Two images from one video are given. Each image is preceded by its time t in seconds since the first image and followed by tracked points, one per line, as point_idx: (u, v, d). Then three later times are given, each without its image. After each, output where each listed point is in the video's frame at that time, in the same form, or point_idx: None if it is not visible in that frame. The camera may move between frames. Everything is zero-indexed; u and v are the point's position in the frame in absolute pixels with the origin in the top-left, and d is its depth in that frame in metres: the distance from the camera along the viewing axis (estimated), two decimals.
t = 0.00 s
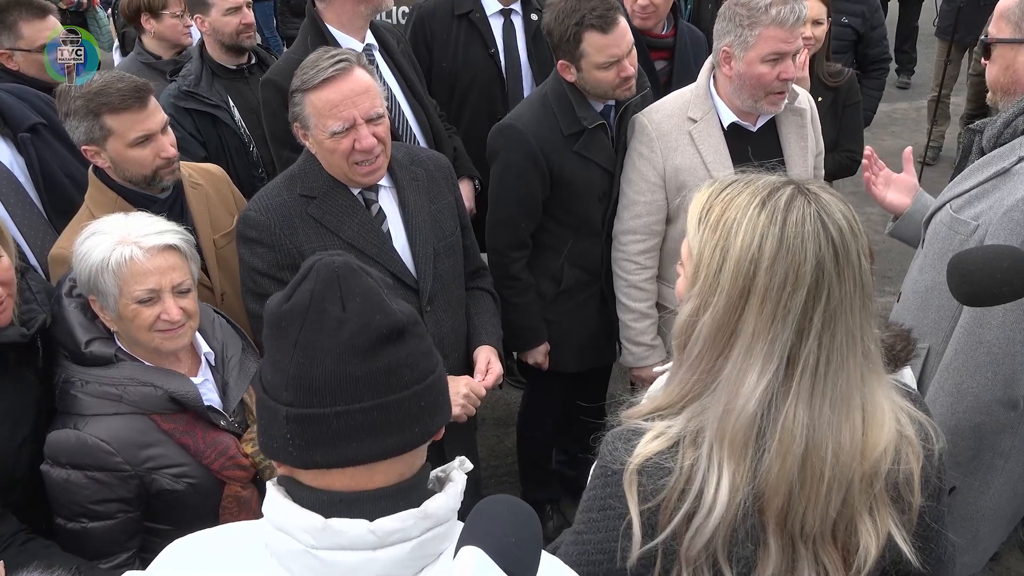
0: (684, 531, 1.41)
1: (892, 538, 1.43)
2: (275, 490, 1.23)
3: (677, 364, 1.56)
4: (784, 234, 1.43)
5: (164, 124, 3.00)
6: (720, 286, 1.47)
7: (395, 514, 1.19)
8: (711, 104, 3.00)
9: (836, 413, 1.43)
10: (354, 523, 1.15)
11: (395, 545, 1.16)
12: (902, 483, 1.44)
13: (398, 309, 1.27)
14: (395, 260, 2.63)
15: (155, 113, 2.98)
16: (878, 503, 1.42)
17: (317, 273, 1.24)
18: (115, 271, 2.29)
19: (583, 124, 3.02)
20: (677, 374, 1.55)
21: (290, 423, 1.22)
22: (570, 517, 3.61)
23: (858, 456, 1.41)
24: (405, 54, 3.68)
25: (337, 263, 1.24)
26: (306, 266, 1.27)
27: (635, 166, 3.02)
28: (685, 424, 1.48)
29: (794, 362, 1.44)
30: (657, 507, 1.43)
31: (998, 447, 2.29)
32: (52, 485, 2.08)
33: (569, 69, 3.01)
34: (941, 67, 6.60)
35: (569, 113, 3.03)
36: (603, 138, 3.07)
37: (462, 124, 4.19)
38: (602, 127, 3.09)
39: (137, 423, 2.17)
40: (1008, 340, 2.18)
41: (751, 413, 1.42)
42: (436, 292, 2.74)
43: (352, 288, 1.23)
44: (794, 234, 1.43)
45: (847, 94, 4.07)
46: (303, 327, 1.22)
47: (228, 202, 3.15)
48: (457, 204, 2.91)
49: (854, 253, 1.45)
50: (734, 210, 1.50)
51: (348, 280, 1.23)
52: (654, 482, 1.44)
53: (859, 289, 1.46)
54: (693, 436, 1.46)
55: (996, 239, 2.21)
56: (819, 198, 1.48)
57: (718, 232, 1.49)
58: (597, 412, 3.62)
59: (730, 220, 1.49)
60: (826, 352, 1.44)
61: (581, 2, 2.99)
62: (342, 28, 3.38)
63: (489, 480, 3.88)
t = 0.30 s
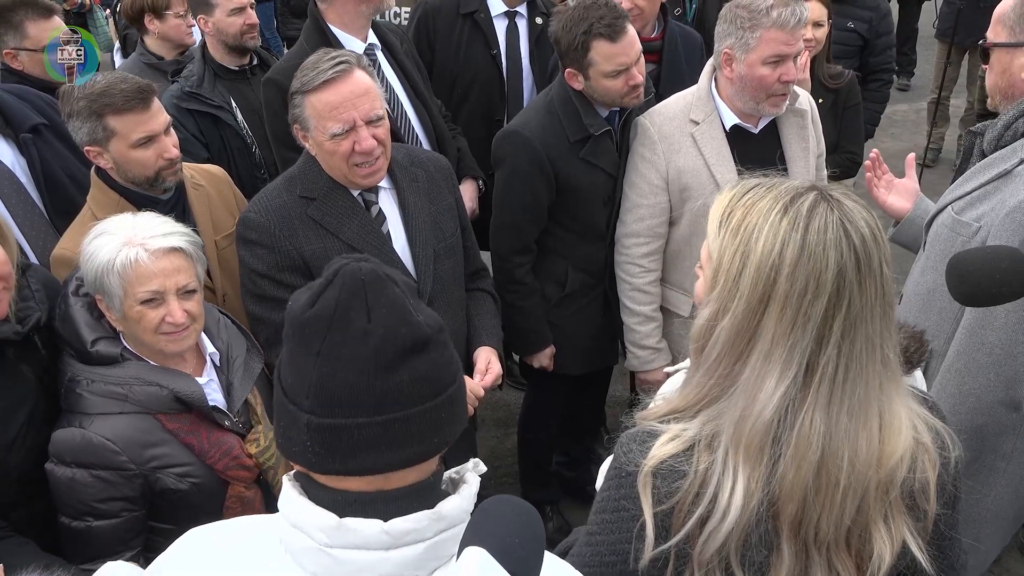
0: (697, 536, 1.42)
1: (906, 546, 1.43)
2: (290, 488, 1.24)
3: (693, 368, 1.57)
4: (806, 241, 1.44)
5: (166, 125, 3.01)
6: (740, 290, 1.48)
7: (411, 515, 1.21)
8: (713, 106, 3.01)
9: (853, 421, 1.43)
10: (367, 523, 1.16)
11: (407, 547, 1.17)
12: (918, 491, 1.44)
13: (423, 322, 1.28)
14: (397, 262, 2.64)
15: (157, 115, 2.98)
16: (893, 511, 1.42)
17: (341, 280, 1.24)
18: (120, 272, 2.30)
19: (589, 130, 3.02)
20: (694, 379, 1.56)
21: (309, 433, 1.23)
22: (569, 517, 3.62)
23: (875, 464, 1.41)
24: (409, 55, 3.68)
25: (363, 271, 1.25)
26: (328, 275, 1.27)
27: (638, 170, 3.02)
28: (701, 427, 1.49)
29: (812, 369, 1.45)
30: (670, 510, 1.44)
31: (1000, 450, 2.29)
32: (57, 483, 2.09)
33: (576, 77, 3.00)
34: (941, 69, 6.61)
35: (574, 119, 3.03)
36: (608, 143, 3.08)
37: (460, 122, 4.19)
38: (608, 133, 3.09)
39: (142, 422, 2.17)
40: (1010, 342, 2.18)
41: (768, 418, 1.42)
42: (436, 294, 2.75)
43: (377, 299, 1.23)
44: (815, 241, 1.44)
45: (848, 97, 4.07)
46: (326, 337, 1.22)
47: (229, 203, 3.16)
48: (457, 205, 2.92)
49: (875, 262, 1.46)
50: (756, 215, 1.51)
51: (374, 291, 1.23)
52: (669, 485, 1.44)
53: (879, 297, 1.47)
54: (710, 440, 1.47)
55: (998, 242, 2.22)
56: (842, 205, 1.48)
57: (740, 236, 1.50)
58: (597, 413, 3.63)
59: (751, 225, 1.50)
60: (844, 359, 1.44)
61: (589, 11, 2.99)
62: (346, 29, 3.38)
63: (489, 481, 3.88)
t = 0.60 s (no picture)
0: (709, 535, 1.40)
1: (919, 544, 1.42)
2: (292, 486, 1.25)
3: (706, 369, 1.56)
4: (820, 244, 1.43)
5: (164, 126, 2.99)
6: (754, 291, 1.47)
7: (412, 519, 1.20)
8: (714, 107, 3.00)
9: (867, 422, 1.43)
10: (367, 526, 1.15)
11: (406, 550, 1.15)
12: (931, 490, 1.44)
13: (435, 340, 1.27)
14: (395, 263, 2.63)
15: (156, 116, 2.97)
16: (907, 510, 1.42)
17: (353, 291, 1.23)
18: (102, 271, 2.29)
19: (591, 132, 3.01)
20: (706, 379, 1.54)
21: (311, 443, 1.22)
22: (568, 518, 3.61)
23: (888, 465, 1.41)
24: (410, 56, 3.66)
25: (376, 284, 1.24)
26: (342, 284, 1.26)
27: (638, 171, 3.02)
28: (713, 425, 1.48)
29: (826, 371, 1.44)
30: (682, 507, 1.42)
31: (1001, 449, 2.28)
32: (48, 470, 2.09)
33: (578, 80, 2.99)
34: (939, 69, 6.59)
35: (576, 121, 3.02)
36: (610, 146, 3.06)
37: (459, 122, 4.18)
38: (609, 134, 3.07)
39: (135, 417, 2.16)
40: (1009, 341, 2.17)
41: (782, 419, 1.41)
42: (435, 294, 2.73)
43: (389, 314, 1.23)
44: (831, 244, 1.43)
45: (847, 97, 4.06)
46: (336, 348, 1.21)
47: (227, 204, 3.16)
48: (455, 206, 2.90)
49: (890, 264, 1.45)
50: (770, 216, 1.49)
51: (386, 305, 1.23)
52: (681, 484, 1.43)
53: (893, 298, 1.46)
54: (723, 440, 1.45)
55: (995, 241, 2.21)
56: (858, 207, 1.47)
57: (754, 237, 1.49)
58: (597, 413, 3.62)
59: (766, 226, 1.48)
60: (858, 360, 1.44)
61: (592, 14, 2.99)
62: (346, 29, 3.36)
63: (489, 481, 3.87)
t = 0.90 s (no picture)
0: (722, 536, 1.37)
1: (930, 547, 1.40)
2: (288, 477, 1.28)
3: (717, 367, 1.55)
4: (832, 240, 1.44)
5: (163, 127, 2.98)
6: (766, 287, 1.47)
7: (400, 513, 1.22)
8: (715, 107, 2.98)
9: (877, 421, 1.42)
10: (354, 519, 1.18)
11: (392, 546, 1.18)
12: (944, 493, 1.42)
13: (423, 345, 1.27)
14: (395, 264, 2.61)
15: (154, 117, 2.95)
16: (918, 512, 1.40)
17: (343, 293, 1.25)
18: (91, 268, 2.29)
19: (591, 132, 2.99)
20: (716, 377, 1.54)
21: (298, 442, 1.26)
22: (567, 519, 3.59)
23: (899, 465, 1.39)
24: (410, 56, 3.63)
25: (365, 287, 1.26)
26: (333, 285, 1.28)
27: (639, 171, 3.00)
28: (725, 423, 1.46)
29: (837, 368, 1.43)
30: (694, 507, 1.39)
31: (1000, 450, 2.27)
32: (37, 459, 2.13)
33: (576, 80, 2.97)
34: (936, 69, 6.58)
35: (575, 121, 3.01)
36: (609, 146, 3.05)
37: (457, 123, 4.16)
38: (609, 135, 3.06)
39: (119, 412, 2.18)
40: (1006, 342, 2.15)
41: (794, 416, 1.40)
42: (434, 295, 2.72)
43: (377, 317, 1.23)
44: (842, 239, 1.43)
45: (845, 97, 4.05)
46: (323, 349, 1.23)
47: (225, 204, 3.15)
48: (453, 206, 2.89)
49: (902, 262, 1.46)
50: (782, 213, 1.50)
51: (375, 308, 1.23)
52: (692, 484, 1.40)
53: (903, 296, 1.46)
54: (735, 438, 1.44)
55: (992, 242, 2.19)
56: (869, 205, 1.47)
57: (766, 234, 1.49)
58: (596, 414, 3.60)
59: (778, 222, 1.49)
60: (868, 358, 1.44)
61: (591, 15, 2.97)
62: (346, 29, 3.34)
63: (488, 482, 3.86)
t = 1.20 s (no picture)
0: (745, 540, 1.34)
1: (951, 551, 1.38)
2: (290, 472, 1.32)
3: (737, 370, 1.51)
4: (857, 246, 1.40)
5: (164, 127, 2.98)
6: (788, 290, 1.44)
7: (394, 512, 1.25)
8: (718, 110, 2.99)
9: (898, 426, 1.39)
10: (348, 516, 1.22)
11: (384, 544, 1.22)
12: (961, 496, 1.41)
13: (418, 350, 1.27)
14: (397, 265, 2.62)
15: (156, 117, 2.96)
16: (939, 517, 1.38)
17: (340, 295, 1.26)
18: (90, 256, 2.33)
19: (591, 134, 3.00)
20: (736, 380, 1.50)
21: (297, 440, 1.29)
22: (567, 520, 3.60)
23: (922, 471, 1.37)
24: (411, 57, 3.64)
25: (362, 290, 1.26)
26: (332, 287, 1.29)
27: (640, 173, 3.01)
28: (746, 427, 1.42)
29: (861, 374, 1.40)
30: (718, 508, 1.35)
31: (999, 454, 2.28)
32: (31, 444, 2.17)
33: (576, 81, 2.99)
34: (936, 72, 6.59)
35: (576, 122, 3.02)
36: (610, 148, 3.06)
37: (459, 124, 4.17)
38: (609, 136, 3.07)
39: (111, 401, 2.20)
40: (1005, 345, 2.16)
41: (817, 420, 1.37)
42: (435, 296, 2.72)
43: (372, 321, 1.25)
44: (866, 245, 1.40)
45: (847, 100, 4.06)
46: (320, 350, 1.25)
47: (226, 204, 3.16)
48: (456, 208, 2.89)
49: (926, 269, 1.42)
50: (807, 216, 1.47)
51: (370, 312, 1.25)
52: (715, 487, 1.36)
53: (926, 302, 1.43)
54: (756, 441, 1.40)
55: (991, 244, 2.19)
56: (895, 211, 1.44)
57: (790, 236, 1.46)
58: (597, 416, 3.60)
59: (802, 225, 1.46)
60: (892, 364, 1.40)
61: (591, 17, 2.98)
62: (351, 30, 3.36)
63: (488, 483, 3.86)
